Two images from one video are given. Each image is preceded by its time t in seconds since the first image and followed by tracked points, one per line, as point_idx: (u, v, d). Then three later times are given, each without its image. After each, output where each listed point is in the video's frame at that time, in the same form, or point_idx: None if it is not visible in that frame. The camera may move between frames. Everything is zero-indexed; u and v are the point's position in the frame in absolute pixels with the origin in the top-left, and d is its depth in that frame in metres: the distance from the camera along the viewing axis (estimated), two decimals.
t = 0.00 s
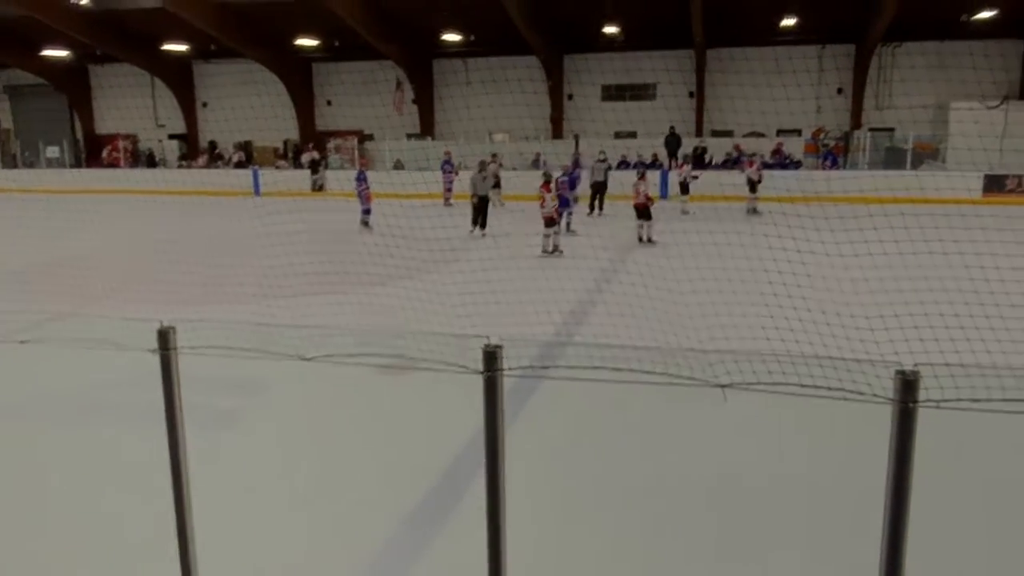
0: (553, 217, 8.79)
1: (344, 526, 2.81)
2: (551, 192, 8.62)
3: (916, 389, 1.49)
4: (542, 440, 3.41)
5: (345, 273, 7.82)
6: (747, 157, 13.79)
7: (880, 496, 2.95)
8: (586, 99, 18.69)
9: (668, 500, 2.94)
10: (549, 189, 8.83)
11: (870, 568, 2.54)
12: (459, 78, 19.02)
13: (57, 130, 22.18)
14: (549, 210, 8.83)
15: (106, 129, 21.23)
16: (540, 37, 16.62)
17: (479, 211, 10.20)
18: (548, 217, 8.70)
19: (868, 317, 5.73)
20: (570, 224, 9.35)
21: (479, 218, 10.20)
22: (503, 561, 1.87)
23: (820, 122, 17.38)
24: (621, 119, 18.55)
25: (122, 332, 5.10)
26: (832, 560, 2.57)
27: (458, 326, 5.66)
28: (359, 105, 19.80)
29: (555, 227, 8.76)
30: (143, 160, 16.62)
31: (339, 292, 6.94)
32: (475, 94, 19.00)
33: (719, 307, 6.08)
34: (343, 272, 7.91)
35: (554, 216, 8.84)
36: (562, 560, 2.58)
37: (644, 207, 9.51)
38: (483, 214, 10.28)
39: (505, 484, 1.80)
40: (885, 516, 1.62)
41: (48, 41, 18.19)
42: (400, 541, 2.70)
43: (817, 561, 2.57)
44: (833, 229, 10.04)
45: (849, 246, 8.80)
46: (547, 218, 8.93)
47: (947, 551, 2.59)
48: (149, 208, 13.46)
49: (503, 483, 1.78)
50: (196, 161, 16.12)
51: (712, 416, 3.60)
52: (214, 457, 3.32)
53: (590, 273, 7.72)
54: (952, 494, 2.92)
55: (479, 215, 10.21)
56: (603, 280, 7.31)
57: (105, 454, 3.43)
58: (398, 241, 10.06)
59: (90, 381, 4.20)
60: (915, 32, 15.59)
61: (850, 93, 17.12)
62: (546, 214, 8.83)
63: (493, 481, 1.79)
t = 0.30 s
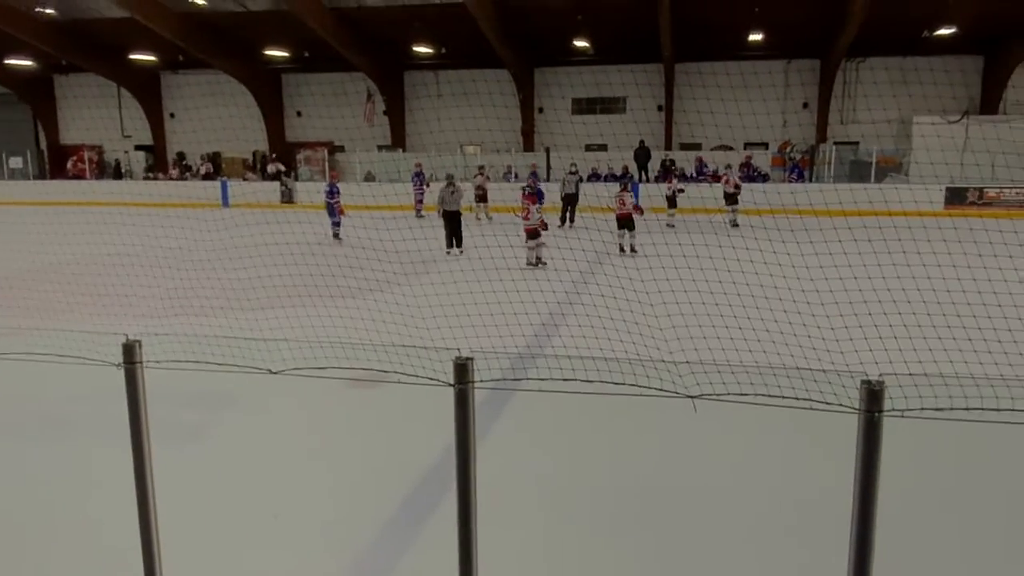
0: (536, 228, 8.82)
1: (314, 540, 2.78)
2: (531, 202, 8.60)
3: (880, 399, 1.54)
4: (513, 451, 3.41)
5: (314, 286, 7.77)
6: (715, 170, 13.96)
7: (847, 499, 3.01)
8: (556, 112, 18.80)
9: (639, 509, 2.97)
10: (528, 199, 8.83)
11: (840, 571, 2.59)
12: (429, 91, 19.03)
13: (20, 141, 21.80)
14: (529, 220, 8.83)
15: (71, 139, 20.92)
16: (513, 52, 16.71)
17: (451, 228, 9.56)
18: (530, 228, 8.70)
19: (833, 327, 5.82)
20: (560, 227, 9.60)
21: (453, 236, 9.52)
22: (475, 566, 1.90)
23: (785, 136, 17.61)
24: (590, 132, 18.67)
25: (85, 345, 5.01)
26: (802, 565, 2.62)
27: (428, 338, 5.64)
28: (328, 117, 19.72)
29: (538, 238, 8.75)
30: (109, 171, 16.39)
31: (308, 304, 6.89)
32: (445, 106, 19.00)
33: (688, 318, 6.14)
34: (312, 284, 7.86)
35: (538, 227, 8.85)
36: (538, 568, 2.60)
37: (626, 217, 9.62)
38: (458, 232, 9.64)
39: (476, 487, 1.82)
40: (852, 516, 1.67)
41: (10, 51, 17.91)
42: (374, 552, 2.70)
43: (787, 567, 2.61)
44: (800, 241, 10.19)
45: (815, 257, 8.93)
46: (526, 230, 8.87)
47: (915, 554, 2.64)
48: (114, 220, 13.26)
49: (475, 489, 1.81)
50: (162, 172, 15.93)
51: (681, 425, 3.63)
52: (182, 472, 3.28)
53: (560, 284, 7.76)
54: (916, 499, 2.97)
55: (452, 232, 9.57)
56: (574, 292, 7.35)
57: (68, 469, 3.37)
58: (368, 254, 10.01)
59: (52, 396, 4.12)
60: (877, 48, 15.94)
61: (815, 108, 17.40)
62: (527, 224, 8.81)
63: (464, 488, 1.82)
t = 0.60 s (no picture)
0: (524, 231, 8.83)
1: (291, 546, 2.76)
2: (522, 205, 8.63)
3: (855, 398, 1.55)
4: (492, 453, 3.40)
5: (291, 288, 7.72)
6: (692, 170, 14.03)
7: (824, 498, 3.04)
8: (534, 113, 18.80)
9: (618, 508, 2.98)
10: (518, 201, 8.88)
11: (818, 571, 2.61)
12: (407, 92, 18.97)
13: None
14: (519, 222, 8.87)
15: (42, 141, 20.61)
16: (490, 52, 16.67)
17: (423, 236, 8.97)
18: (519, 230, 8.73)
19: (808, 326, 5.88)
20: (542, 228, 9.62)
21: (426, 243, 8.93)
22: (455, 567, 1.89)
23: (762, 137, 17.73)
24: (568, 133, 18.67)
25: (57, 350, 4.93)
26: (782, 565, 2.63)
27: (407, 340, 5.62)
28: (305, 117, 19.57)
29: (527, 240, 8.78)
30: (82, 173, 16.18)
31: (285, 307, 6.84)
32: (423, 107, 18.93)
33: (667, 318, 6.17)
34: (289, 287, 7.80)
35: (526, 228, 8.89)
36: (518, 570, 2.60)
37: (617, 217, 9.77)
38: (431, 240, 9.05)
39: (454, 488, 1.81)
40: (830, 514, 1.68)
41: None
42: (353, 557, 2.69)
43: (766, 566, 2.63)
44: (777, 241, 10.27)
45: (791, 257, 9.00)
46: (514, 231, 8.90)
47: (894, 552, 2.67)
48: (87, 223, 13.10)
49: (454, 492, 1.81)
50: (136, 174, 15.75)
51: (660, 424, 3.64)
52: (157, 478, 3.23)
53: (540, 285, 7.76)
54: (893, 496, 3.01)
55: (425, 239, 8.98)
56: (552, 293, 7.35)
57: (38, 476, 3.31)
58: (345, 256, 9.95)
59: (22, 401, 4.05)
60: (851, 50, 16.11)
61: (791, 109, 17.53)
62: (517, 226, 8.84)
63: (444, 490, 1.81)
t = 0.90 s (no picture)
0: (524, 227, 8.95)
1: (278, 546, 2.75)
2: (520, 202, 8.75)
3: (840, 393, 1.57)
4: (479, 450, 3.40)
5: (276, 287, 7.68)
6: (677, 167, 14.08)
7: (809, 493, 3.06)
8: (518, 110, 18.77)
9: (606, 505, 2.99)
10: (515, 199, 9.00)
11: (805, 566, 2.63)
12: (391, 89, 18.88)
13: None
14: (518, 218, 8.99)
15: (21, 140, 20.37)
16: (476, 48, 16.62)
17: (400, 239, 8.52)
18: (518, 226, 8.83)
19: (794, 322, 5.91)
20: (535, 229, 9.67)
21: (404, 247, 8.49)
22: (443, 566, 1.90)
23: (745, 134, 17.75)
24: (553, 130, 18.65)
25: (38, 351, 4.88)
26: (768, 561, 2.65)
27: (394, 339, 5.61)
28: (288, 115, 19.44)
29: (526, 237, 8.88)
30: (63, 171, 16.02)
31: (270, 306, 6.80)
32: (407, 105, 18.86)
33: (653, 315, 6.19)
34: (274, 286, 7.76)
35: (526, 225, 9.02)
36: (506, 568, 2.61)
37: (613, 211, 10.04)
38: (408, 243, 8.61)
39: (442, 484, 1.81)
40: (815, 507, 1.70)
41: None
42: (340, 557, 2.69)
43: (753, 561, 2.65)
44: (761, 237, 10.32)
45: (776, 253, 9.04)
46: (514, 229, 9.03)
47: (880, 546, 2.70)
48: (68, 222, 12.98)
49: (441, 489, 1.81)
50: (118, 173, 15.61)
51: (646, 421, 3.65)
52: (141, 480, 3.21)
53: (526, 283, 7.75)
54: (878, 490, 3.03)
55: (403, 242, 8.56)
56: (539, 290, 7.35)
57: (19, 478, 3.28)
58: (330, 254, 9.91)
59: (3, 403, 4.01)
60: (834, 47, 16.19)
61: (774, 105, 17.57)
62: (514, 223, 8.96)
63: (430, 488, 1.81)
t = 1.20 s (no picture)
0: (527, 225, 8.91)
1: (273, 547, 2.75)
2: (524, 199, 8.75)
3: (831, 391, 1.58)
4: (473, 450, 3.40)
5: (268, 286, 7.67)
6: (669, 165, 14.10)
7: (803, 491, 3.07)
8: (511, 109, 18.78)
9: (600, 504, 3.00)
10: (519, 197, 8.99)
11: (798, 565, 2.64)
12: (384, 88, 18.87)
13: None
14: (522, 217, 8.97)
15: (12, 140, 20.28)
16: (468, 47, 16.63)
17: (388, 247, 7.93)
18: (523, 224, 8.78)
19: (786, 320, 5.91)
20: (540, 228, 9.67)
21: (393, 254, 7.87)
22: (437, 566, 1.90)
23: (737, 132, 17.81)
24: (545, 128, 18.67)
25: (30, 352, 4.86)
26: (763, 561, 2.65)
27: (387, 338, 5.61)
28: (280, 114, 19.40)
29: (529, 234, 8.81)
30: (54, 172, 15.96)
31: (262, 305, 6.79)
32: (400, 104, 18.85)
33: (645, 313, 6.19)
34: (266, 285, 7.75)
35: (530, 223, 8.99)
36: (501, 568, 2.61)
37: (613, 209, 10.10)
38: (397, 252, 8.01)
39: (436, 481, 1.82)
40: (807, 504, 1.71)
41: None
42: (335, 557, 2.69)
43: (746, 558, 2.66)
44: (752, 235, 10.34)
45: (768, 251, 9.06)
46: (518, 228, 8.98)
47: (873, 545, 2.71)
48: (59, 222, 12.95)
49: (435, 488, 1.81)
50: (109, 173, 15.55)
51: (640, 419, 3.66)
52: (134, 481, 3.20)
53: (519, 282, 7.75)
54: (871, 488, 3.05)
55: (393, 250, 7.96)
56: (532, 289, 7.35)
57: (12, 479, 3.28)
58: (323, 254, 9.91)
59: None
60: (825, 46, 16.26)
61: (767, 103, 17.68)
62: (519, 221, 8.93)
63: (424, 487, 1.82)
